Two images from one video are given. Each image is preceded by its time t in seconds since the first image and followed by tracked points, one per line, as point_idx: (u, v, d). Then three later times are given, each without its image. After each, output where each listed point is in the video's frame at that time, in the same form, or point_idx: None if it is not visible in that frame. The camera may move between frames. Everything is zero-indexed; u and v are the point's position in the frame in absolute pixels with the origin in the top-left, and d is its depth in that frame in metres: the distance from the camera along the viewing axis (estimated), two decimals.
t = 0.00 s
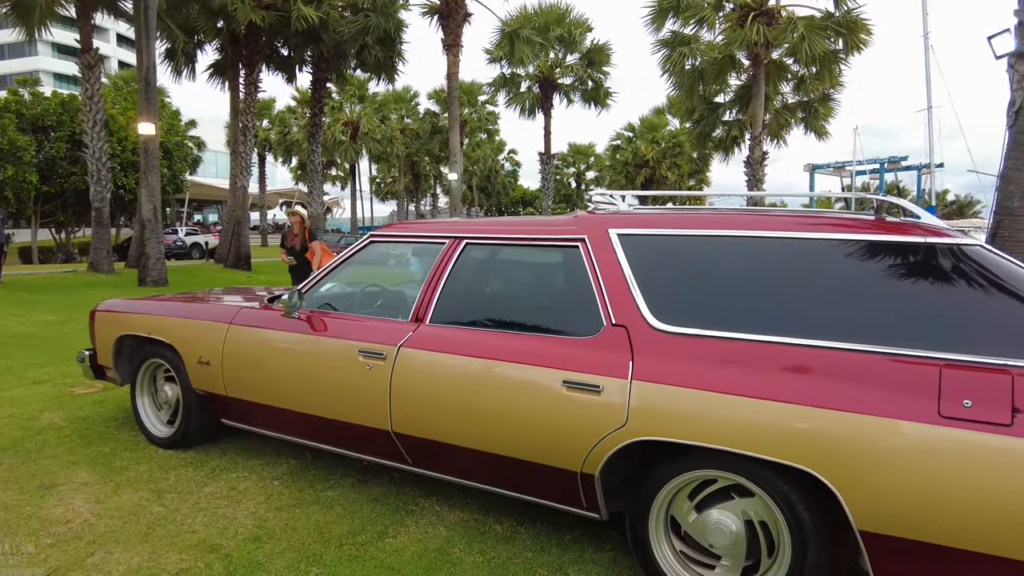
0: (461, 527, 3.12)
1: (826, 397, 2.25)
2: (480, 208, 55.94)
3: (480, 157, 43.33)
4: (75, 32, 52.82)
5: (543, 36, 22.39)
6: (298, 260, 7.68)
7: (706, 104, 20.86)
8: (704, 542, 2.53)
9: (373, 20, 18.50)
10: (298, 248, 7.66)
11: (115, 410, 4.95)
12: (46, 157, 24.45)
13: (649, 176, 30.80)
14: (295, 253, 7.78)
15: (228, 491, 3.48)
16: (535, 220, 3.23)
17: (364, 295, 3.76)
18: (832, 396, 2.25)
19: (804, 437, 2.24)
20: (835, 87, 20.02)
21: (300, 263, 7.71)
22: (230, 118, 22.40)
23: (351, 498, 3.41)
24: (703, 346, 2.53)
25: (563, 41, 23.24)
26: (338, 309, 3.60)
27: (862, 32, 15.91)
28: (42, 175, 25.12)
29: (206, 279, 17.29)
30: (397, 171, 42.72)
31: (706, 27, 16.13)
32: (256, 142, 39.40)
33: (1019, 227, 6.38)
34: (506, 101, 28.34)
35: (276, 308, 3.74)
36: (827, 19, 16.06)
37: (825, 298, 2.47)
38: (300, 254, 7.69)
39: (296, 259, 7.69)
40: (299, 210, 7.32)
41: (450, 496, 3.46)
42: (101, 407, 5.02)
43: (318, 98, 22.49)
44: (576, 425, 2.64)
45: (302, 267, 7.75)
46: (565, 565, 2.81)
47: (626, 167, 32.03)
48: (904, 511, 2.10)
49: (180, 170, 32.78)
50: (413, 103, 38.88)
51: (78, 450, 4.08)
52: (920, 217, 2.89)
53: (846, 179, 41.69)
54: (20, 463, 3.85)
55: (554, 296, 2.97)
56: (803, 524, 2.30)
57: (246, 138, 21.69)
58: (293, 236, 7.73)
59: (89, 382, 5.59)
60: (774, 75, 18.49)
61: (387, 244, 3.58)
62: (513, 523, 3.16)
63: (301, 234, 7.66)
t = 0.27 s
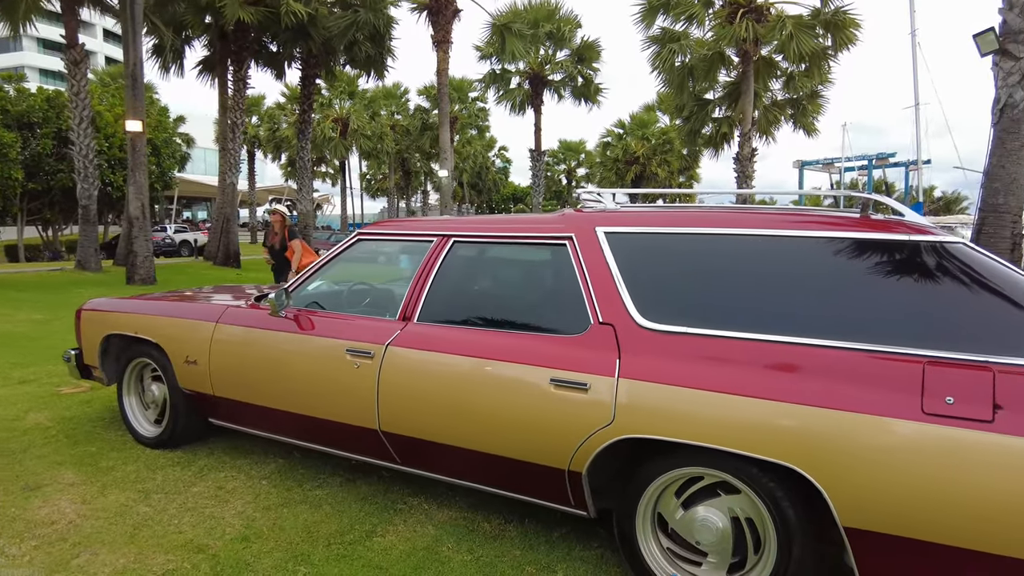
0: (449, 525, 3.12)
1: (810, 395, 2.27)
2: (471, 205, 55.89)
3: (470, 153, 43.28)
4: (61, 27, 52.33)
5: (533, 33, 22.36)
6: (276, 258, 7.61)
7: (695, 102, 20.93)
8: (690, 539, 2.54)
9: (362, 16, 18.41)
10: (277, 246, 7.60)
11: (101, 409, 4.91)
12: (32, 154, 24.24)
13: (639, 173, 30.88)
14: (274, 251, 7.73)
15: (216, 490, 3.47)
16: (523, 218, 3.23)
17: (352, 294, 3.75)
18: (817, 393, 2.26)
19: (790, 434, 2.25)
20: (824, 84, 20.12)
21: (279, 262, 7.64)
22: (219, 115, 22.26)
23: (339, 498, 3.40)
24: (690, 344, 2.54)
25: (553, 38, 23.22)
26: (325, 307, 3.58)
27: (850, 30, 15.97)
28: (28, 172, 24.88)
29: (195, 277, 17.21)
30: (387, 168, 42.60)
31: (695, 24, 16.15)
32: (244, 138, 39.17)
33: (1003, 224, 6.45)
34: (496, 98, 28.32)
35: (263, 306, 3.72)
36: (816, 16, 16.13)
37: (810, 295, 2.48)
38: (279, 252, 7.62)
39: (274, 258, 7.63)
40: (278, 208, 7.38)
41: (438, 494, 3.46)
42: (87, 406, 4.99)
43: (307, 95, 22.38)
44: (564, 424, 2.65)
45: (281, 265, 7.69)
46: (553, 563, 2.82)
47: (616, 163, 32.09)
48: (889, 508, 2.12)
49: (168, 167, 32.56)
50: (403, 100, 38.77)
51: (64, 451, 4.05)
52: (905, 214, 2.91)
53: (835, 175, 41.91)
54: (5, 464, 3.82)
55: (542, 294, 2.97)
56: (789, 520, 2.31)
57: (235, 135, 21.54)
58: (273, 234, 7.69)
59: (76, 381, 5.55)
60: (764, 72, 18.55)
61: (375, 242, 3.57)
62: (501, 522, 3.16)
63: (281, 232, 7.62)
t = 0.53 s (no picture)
0: (437, 525, 3.12)
1: (795, 393, 2.28)
2: (461, 204, 55.90)
3: (460, 153, 43.26)
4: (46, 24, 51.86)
5: (522, 32, 22.38)
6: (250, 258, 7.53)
7: (684, 102, 21.03)
8: (676, 539, 2.55)
9: (351, 14, 18.35)
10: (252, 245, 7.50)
11: (86, 411, 4.87)
12: (17, 152, 24.00)
13: (628, 173, 30.99)
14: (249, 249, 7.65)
15: (202, 492, 3.45)
16: (511, 217, 3.23)
17: (339, 293, 3.74)
18: (801, 392, 2.28)
19: (774, 433, 2.27)
20: (811, 85, 20.27)
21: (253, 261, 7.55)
22: (207, 113, 22.14)
23: (327, 498, 3.39)
24: (676, 344, 2.55)
25: (542, 37, 23.23)
26: (311, 307, 3.57)
27: (838, 29, 16.06)
28: (13, 171, 24.64)
29: (183, 277, 17.10)
30: (377, 167, 42.50)
31: (683, 24, 16.22)
32: (233, 137, 38.98)
33: (986, 224, 6.52)
34: (485, 97, 28.32)
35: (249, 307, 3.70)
36: (803, 17, 16.23)
37: (795, 295, 2.50)
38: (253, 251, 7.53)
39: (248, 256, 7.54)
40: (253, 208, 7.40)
41: (426, 494, 3.45)
42: (71, 408, 4.95)
43: (296, 93, 22.28)
44: (550, 423, 2.65)
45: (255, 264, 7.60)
46: (540, 562, 2.82)
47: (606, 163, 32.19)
48: (872, 508, 2.14)
49: (156, 166, 32.35)
50: (392, 99, 38.68)
51: (48, 453, 4.02)
52: (888, 215, 2.93)
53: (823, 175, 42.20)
54: None
55: (528, 293, 2.97)
56: (774, 519, 2.32)
57: (223, 134, 21.49)
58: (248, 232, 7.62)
59: (60, 383, 5.50)
60: (752, 72, 18.66)
61: (361, 241, 3.56)
62: (488, 521, 3.17)
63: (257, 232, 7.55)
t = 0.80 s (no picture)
0: (422, 527, 3.12)
1: (777, 394, 2.29)
2: (450, 204, 55.86)
3: (449, 153, 43.23)
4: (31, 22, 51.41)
5: (511, 33, 22.40)
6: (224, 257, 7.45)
7: (672, 103, 21.14)
8: (661, 539, 2.56)
9: (339, 13, 18.29)
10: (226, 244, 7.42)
11: (69, 413, 4.82)
12: None
13: (616, 174, 31.10)
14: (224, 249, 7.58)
15: (186, 494, 3.43)
16: (496, 218, 3.23)
17: (324, 294, 3.72)
18: (784, 393, 2.29)
19: (757, 433, 2.28)
20: (797, 86, 20.43)
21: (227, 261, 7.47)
22: (193, 113, 22.01)
23: (312, 500, 3.38)
24: (661, 344, 2.55)
25: (531, 38, 23.23)
26: (296, 308, 3.56)
27: (825, 30, 16.16)
28: None
29: (169, 277, 16.99)
30: (365, 167, 42.39)
31: (671, 26, 16.31)
32: (220, 137, 38.78)
33: (968, 225, 6.59)
34: (473, 97, 28.33)
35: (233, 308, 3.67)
36: (789, 19, 16.34)
37: (778, 296, 2.51)
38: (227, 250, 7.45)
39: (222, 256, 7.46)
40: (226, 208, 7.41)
41: (411, 496, 3.45)
42: (53, 410, 4.91)
43: (283, 93, 22.18)
44: (536, 424, 2.65)
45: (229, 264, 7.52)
46: (526, 563, 2.82)
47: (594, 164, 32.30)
48: (854, 507, 2.16)
49: (142, 166, 32.13)
50: (380, 99, 38.60)
51: (29, 456, 3.98)
52: (870, 215, 2.96)
53: (809, 176, 42.51)
54: None
55: (514, 294, 2.97)
56: (757, 519, 2.33)
57: (208, 134, 21.61)
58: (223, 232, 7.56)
59: (43, 385, 5.44)
60: (738, 74, 18.79)
61: (346, 242, 3.54)
62: (474, 523, 3.16)
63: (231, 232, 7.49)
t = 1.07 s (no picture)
0: (406, 527, 3.11)
1: (757, 391, 2.31)
2: (437, 204, 55.80)
3: (436, 153, 43.18)
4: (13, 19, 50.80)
5: (498, 33, 22.39)
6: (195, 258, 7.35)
7: (657, 103, 21.26)
8: (644, 537, 2.56)
9: (325, 13, 18.22)
10: (198, 245, 7.32)
11: (48, 415, 4.76)
12: None
13: (603, 174, 31.23)
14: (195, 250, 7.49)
15: (167, 496, 3.40)
16: (480, 217, 3.22)
17: (307, 294, 3.71)
18: (764, 390, 2.31)
19: (736, 430, 2.29)
20: (782, 87, 20.60)
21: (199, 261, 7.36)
22: (178, 111, 21.86)
23: (295, 501, 3.36)
24: (645, 343, 2.56)
25: (518, 38, 23.21)
26: (278, 308, 3.54)
27: (809, 31, 16.29)
28: None
29: (153, 276, 16.87)
30: (352, 167, 42.23)
31: (657, 26, 16.37)
32: (205, 136, 38.51)
33: (948, 225, 6.66)
34: (460, 97, 28.32)
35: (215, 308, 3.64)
36: (774, 21, 16.44)
37: (759, 295, 2.53)
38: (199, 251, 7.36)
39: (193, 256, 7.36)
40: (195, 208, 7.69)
41: (395, 496, 3.43)
42: (32, 412, 4.84)
43: (269, 92, 22.06)
44: (521, 422, 2.65)
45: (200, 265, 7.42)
46: (509, 563, 2.82)
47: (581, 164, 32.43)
48: (834, 504, 2.17)
49: (125, 165, 31.84)
50: (367, 98, 38.48)
51: (7, 457, 3.92)
52: (851, 214, 2.98)
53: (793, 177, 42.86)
54: None
55: (498, 294, 2.97)
56: (738, 516, 2.34)
57: (194, 133, 21.52)
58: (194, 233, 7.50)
59: (22, 386, 5.37)
60: (724, 75, 18.91)
61: (330, 241, 3.52)
62: (458, 522, 3.15)
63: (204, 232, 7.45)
